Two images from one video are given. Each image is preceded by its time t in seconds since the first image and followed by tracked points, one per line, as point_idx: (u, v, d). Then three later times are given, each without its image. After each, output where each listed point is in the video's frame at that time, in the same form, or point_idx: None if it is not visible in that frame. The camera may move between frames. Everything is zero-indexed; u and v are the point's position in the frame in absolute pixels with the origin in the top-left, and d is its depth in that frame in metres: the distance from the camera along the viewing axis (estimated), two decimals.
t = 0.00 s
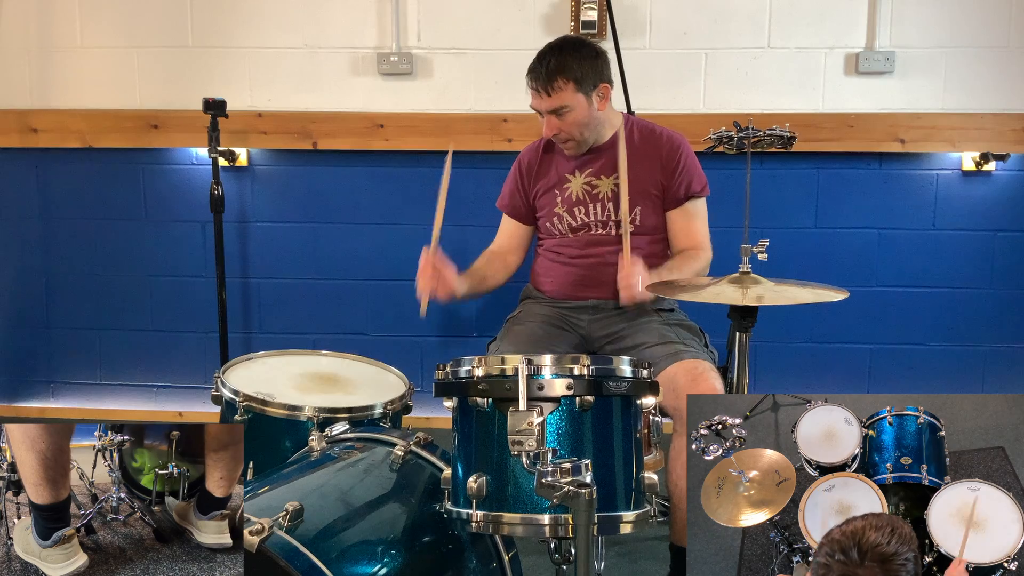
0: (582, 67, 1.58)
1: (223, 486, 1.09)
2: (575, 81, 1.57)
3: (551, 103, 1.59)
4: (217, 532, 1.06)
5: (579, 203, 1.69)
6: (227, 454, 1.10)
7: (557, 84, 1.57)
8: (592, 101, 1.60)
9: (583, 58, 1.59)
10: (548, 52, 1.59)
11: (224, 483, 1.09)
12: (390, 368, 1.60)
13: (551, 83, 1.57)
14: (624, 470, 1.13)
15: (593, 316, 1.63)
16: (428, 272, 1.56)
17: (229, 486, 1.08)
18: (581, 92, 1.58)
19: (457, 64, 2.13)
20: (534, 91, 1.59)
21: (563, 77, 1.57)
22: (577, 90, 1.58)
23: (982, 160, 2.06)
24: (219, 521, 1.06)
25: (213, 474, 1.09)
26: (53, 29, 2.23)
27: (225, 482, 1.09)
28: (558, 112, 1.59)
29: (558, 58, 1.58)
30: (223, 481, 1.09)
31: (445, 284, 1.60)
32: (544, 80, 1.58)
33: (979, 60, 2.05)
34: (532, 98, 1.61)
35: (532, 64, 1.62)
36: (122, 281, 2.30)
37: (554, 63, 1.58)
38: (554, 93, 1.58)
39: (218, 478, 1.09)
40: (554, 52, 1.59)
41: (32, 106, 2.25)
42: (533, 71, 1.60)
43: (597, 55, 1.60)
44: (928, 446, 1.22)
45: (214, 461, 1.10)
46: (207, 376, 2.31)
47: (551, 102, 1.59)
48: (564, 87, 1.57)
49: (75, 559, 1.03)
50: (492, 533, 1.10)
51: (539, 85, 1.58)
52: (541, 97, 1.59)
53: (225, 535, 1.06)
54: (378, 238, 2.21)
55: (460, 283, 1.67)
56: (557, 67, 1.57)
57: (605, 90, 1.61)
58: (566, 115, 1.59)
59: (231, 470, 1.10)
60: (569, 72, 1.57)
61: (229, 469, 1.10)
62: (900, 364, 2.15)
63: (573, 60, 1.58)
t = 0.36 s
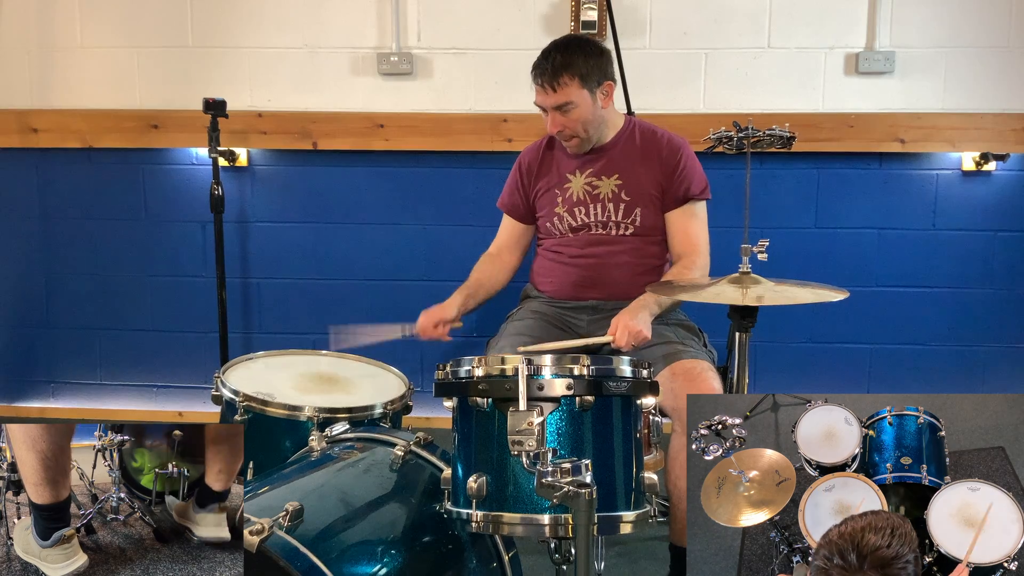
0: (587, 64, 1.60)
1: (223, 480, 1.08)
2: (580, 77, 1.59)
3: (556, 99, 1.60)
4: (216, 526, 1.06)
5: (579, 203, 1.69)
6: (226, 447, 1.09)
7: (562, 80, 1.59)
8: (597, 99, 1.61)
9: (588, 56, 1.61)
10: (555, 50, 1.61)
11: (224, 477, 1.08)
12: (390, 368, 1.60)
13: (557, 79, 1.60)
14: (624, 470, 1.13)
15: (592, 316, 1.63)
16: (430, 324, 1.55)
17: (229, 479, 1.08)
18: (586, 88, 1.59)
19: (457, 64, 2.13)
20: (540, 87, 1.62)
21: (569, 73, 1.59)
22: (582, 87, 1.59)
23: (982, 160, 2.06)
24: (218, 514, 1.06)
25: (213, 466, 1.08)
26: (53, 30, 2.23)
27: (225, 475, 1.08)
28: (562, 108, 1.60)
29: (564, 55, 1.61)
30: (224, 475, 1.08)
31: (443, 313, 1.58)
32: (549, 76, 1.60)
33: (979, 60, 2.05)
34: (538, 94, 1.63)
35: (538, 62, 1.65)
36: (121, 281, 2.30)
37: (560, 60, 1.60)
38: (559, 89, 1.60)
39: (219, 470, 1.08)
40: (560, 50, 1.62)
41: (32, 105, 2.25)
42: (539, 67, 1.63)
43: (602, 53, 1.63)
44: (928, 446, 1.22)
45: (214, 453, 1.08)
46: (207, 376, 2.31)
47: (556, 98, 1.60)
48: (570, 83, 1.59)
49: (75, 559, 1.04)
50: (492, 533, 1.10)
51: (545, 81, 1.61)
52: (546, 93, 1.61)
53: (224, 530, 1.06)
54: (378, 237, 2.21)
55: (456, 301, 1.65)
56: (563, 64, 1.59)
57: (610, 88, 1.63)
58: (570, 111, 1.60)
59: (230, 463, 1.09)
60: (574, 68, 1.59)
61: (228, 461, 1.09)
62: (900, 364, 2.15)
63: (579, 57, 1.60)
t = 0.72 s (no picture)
0: (589, 68, 1.58)
1: (223, 487, 1.09)
2: (582, 83, 1.57)
3: (556, 105, 1.59)
4: (216, 534, 1.07)
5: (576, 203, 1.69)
6: (227, 455, 1.11)
7: (564, 86, 1.57)
8: (597, 103, 1.60)
9: (590, 60, 1.58)
10: (556, 53, 1.58)
11: (224, 485, 1.09)
12: (390, 368, 1.60)
13: (558, 85, 1.57)
14: (624, 470, 1.13)
15: (591, 317, 1.63)
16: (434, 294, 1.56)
17: (228, 488, 1.08)
18: (587, 94, 1.58)
19: (457, 64, 2.13)
20: (541, 93, 1.59)
21: (570, 79, 1.56)
22: (583, 92, 1.57)
23: (982, 159, 2.06)
24: (218, 522, 1.07)
25: (213, 475, 1.09)
26: (53, 30, 2.22)
27: (225, 483, 1.09)
28: (563, 114, 1.60)
29: (565, 59, 1.57)
30: (223, 483, 1.09)
31: (451, 285, 1.58)
32: (551, 81, 1.57)
33: (978, 60, 2.06)
34: (538, 98, 1.61)
35: (537, 64, 1.61)
36: (121, 281, 2.30)
37: (561, 65, 1.57)
38: (561, 94, 1.58)
39: (218, 479, 1.09)
40: (561, 53, 1.58)
41: (31, 105, 2.25)
42: (539, 72, 1.59)
43: (603, 56, 1.60)
44: (928, 446, 1.23)
45: (214, 462, 1.10)
46: (207, 376, 2.31)
47: (557, 104, 1.59)
48: (571, 89, 1.57)
49: (75, 559, 1.03)
50: (492, 533, 1.10)
51: (546, 86, 1.58)
52: (546, 98, 1.59)
53: (225, 536, 1.07)
54: (377, 237, 2.21)
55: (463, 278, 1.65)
56: (564, 69, 1.56)
57: (610, 91, 1.62)
58: (570, 116, 1.60)
59: (230, 472, 1.10)
60: (575, 73, 1.56)
61: (228, 470, 1.10)
62: (900, 364, 2.15)
63: (581, 61, 1.57)
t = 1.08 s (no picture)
0: (576, 78, 1.56)
1: (223, 487, 1.09)
2: (569, 93, 1.56)
3: (546, 117, 1.59)
4: (216, 533, 1.07)
5: (578, 206, 1.69)
6: (226, 454, 1.11)
7: (551, 99, 1.56)
8: (588, 111, 1.59)
9: (576, 69, 1.56)
10: (542, 65, 1.57)
11: (223, 484, 1.09)
12: (390, 368, 1.60)
13: (545, 97, 1.57)
14: (624, 471, 1.13)
15: (593, 317, 1.63)
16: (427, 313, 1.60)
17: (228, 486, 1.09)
18: (576, 103, 1.57)
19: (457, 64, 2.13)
20: (529, 105, 1.59)
21: (557, 90, 1.55)
22: (572, 102, 1.57)
23: (982, 159, 2.06)
24: (218, 521, 1.07)
25: (213, 474, 1.10)
26: (53, 30, 2.23)
27: (224, 482, 1.09)
28: (553, 125, 1.59)
29: (550, 70, 1.56)
30: (223, 482, 1.10)
31: (445, 305, 1.62)
32: (537, 94, 1.57)
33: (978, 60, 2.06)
34: (527, 110, 1.61)
35: (525, 75, 1.61)
36: (121, 281, 2.30)
37: (548, 77, 1.56)
38: (549, 107, 1.57)
39: (218, 477, 1.10)
40: (547, 64, 1.57)
41: (32, 105, 2.25)
42: (526, 85, 1.59)
43: (591, 64, 1.58)
44: (928, 445, 1.22)
45: (214, 461, 1.11)
46: (207, 376, 2.31)
47: (546, 115, 1.59)
48: (559, 100, 1.56)
49: (75, 559, 1.03)
50: (492, 533, 1.10)
51: (534, 99, 1.58)
52: (534, 110, 1.59)
53: (224, 536, 1.07)
54: (377, 237, 2.21)
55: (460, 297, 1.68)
56: (550, 82, 1.55)
57: (601, 98, 1.61)
58: (560, 126, 1.59)
59: (229, 471, 1.11)
60: (562, 84, 1.55)
61: (227, 469, 1.11)
62: (900, 364, 2.15)
63: (567, 72, 1.56)
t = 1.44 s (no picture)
0: (570, 71, 1.61)
1: (223, 486, 1.22)
2: (560, 84, 1.61)
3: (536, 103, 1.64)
4: (217, 532, 1.21)
5: (579, 204, 1.69)
6: (228, 454, 1.23)
7: (544, 85, 1.62)
8: (577, 107, 1.62)
9: (572, 63, 1.61)
10: (542, 53, 1.63)
11: (224, 484, 1.22)
12: (390, 368, 1.60)
13: (539, 83, 1.62)
14: (624, 471, 1.13)
15: (593, 317, 1.66)
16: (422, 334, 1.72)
17: (229, 485, 1.22)
18: (565, 96, 1.61)
19: (457, 64, 2.13)
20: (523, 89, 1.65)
21: (549, 78, 1.61)
22: (561, 93, 1.61)
23: (983, 159, 2.05)
24: (219, 521, 1.21)
25: (213, 474, 1.22)
26: (53, 29, 2.21)
27: (226, 481, 1.22)
28: (542, 112, 1.64)
29: (547, 60, 1.62)
30: (223, 482, 1.22)
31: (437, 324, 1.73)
32: (531, 79, 1.63)
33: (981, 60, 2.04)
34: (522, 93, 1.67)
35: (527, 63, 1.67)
36: (121, 281, 2.30)
37: (544, 65, 1.61)
38: (540, 93, 1.62)
39: (219, 478, 1.22)
40: (546, 54, 1.62)
41: (32, 103, 2.24)
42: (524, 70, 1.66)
43: (587, 61, 1.62)
44: (927, 445, 1.22)
45: (214, 461, 1.22)
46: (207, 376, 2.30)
47: (537, 102, 1.63)
48: (549, 88, 1.61)
49: (75, 559, 1.16)
50: (492, 533, 1.10)
51: (527, 84, 1.64)
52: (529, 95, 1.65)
53: (225, 535, 1.22)
54: (377, 237, 2.21)
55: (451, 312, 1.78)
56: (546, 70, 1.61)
57: (593, 99, 1.63)
58: (548, 116, 1.64)
59: (230, 472, 1.23)
60: (555, 74, 1.61)
61: (228, 469, 1.23)
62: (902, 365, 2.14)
63: (562, 63, 1.61)
